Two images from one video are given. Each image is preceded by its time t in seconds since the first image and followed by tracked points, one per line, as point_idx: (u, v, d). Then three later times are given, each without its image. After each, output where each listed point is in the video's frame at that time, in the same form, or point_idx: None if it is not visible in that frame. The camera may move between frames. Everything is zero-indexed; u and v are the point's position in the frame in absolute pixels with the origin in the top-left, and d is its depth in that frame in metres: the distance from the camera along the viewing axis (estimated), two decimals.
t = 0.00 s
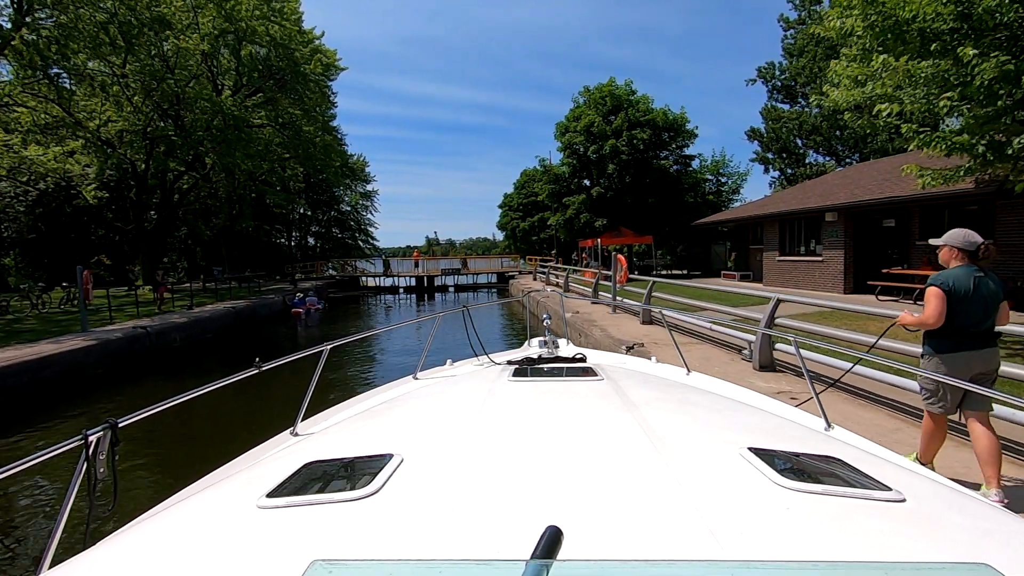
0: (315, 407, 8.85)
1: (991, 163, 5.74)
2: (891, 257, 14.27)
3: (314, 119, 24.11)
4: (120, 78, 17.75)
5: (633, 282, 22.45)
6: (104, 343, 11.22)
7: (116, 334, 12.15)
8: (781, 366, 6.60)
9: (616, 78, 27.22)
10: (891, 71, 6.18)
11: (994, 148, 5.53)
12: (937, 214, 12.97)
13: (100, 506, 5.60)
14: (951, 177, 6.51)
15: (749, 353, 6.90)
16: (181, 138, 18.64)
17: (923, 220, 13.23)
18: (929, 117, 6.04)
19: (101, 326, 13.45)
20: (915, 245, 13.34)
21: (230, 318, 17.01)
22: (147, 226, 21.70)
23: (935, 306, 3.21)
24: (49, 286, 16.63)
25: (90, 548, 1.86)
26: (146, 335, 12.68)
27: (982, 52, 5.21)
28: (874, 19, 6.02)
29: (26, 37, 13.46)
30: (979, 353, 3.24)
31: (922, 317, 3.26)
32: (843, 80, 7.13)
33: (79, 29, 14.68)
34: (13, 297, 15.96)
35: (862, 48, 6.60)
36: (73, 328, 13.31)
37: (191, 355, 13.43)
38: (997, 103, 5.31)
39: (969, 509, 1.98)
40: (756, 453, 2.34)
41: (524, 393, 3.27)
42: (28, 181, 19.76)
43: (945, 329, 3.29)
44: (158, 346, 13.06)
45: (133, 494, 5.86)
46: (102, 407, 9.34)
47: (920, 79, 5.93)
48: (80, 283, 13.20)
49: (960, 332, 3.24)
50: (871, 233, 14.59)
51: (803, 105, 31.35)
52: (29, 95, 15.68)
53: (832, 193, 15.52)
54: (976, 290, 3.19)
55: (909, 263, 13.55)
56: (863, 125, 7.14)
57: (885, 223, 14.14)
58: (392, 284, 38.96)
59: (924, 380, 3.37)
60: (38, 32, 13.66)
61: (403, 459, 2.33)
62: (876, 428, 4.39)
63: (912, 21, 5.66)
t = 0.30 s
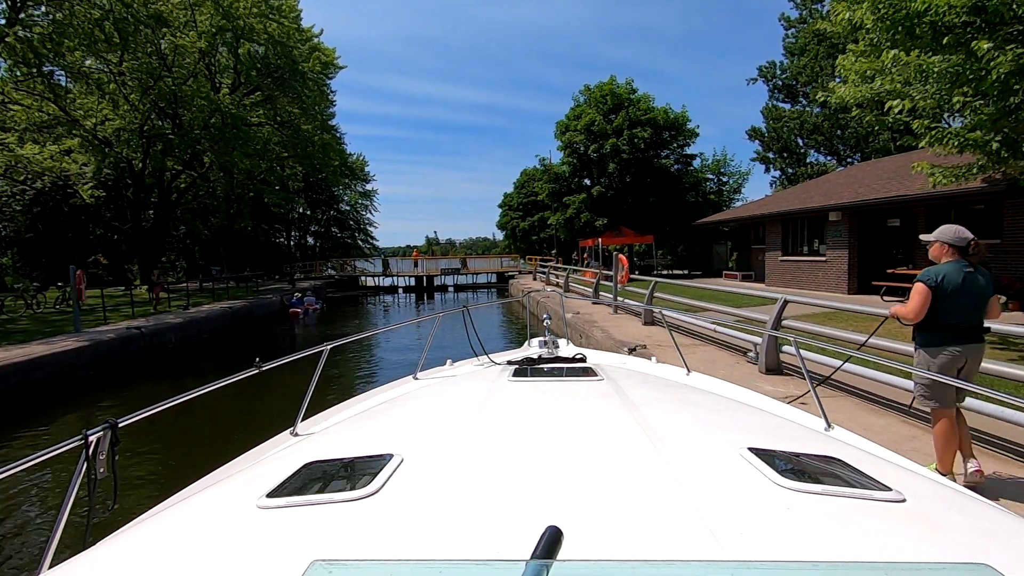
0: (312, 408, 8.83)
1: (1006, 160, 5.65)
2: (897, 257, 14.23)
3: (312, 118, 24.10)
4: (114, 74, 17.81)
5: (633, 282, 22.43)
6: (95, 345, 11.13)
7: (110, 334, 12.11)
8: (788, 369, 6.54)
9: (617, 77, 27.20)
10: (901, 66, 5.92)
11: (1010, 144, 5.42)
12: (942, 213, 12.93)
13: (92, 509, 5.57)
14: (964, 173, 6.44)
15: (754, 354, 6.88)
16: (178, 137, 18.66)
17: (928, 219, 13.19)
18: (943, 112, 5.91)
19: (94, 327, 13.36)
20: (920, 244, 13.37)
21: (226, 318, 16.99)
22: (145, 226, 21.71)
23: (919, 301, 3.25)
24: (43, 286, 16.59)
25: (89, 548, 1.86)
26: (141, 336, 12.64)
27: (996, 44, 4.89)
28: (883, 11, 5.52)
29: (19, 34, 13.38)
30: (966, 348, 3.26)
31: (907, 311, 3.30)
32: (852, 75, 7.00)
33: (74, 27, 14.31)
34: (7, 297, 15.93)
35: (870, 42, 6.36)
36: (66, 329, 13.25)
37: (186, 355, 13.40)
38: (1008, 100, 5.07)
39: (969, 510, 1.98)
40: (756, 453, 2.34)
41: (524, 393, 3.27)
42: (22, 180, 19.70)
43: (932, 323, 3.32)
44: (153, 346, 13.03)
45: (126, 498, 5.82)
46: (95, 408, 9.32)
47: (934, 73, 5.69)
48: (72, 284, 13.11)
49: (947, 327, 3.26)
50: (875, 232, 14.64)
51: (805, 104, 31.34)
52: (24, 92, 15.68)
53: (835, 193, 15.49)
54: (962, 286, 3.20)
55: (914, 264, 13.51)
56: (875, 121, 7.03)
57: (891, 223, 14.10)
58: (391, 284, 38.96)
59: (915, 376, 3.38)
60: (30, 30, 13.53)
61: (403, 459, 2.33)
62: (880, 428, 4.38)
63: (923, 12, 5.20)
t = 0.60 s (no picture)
0: (310, 409, 8.83)
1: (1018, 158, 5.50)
2: (901, 257, 14.19)
3: (312, 116, 24.07)
4: (112, 72, 17.52)
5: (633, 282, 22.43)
6: (87, 346, 11.03)
7: (103, 335, 12.06)
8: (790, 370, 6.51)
9: (617, 76, 27.20)
10: (912, 61, 5.77)
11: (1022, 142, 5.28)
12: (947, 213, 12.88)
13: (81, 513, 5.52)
14: (974, 172, 6.31)
15: (758, 356, 6.87)
16: (175, 136, 18.61)
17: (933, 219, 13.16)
18: (954, 109, 5.75)
19: (87, 328, 13.26)
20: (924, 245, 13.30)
21: (222, 319, 16.98)
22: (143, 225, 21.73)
23: (918, 302, 3.26)
24: (38, 286, 16.55)
25: (89, 549, 1.85)
26: (136, 337, 12.60)
27: (1011, 37, 4.67)
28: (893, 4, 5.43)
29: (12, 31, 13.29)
30: (962, 350, 3.27)
31: (905, 312, 3.31)
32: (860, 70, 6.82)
33: (69, 24, 14.44)
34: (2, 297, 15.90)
35: (879, 36, 6.17)
36: (59, 329, 13.19)
37: (181, 356, 13.39)
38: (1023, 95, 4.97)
39: (966, 508, 1.99)
40: (756, 453, 2.34)
41: (524, 393, 3.27)
42: (18, 178, 19.96)
43: (929, 325, 3.32)
44: (149, 347, 12.99)
45: (120, 501, 5.79)
46: (90, 410, 9.30)
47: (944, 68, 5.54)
48: (65, 284, 12.98)
49: (944, 329, 3.27)
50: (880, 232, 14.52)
51: (806, 103, 31.32)
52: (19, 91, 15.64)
53: (839, 193, 15.45)
54: (961, 288, 3.21)
55: (918, 264, 13.46)
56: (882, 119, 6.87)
57: (895, 222, 14.06)
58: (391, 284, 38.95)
59: (914, 377, 3.38)
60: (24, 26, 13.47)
61: (404, 459, 2.33)
62: (881, 429, 4.39)
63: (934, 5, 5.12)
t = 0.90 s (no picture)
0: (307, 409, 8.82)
1: None
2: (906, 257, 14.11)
3: (310, 116, 24.05)
4: (109, 70, 17.45)
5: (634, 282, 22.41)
6: (79, 348, 10.97)
7: (97, 337, 12.04)
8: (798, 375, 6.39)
9: (618, 75, 27.20)
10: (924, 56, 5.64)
11: None
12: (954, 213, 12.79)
13: (75, 515, 5.49)
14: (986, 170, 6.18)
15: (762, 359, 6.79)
16: (172, 135, 18.59)
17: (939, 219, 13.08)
18: (967, 104, 5.61)
19: (81, 329, 13.23)
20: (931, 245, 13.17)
21: (219, 320, 16.97)
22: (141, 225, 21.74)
23: (921, 301, 3.33)
24: (33, 287, 16.56)
25: (89, 548, 1.85)
26: (130, 339, 12.57)
27: None
28: None
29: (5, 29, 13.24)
30: (956, 346, 3.41)
31: (909, 311, 3.38)
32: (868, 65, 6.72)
33: (65, 21, 14.43)
34: None
35: (889, 30, 6.04)
36: (53, 330, 13.16)
37: (177, 358, 13.37)
38: None
39: (967, 509, 1.98)
40: (757, 453, 2.34)
41: (524, 393, 3.26)
42: (14, 178, 19.95)
43: (926, 322, 3.43)
44: (143, 348, 12.97)
45: (115, 502, 5.79)
46: (86, 412, 9.28)
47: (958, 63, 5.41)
48: (58, 284, 12.89)
49: (941, 326, 3.39)
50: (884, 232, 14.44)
51: (807, 103, 31.31)
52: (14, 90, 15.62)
53: (842, 192, 15.42)
54: (957, 285, 3.34)
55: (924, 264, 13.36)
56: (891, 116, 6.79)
57: (900, 222, 14.00)
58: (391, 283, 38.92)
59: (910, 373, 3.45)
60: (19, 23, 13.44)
61: (403, 459, 2.32)
62: (883, 429, 4.38)
63: None
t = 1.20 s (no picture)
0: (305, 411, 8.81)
1: None
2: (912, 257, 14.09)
3: (310, 115, 24.04)
4: (107, 70, 17.49)
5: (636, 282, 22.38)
6: (73, 350, 10.94)
7: (92, 338, 12.01)
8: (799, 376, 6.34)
9: (619, 74, 27.23)
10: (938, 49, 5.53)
11: None
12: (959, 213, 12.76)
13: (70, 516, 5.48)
14: (998, 167, 6.08)
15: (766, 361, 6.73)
16: (170, 134, 18.58)
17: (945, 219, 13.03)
18: (982, 99, 5.51)
19: (75, 331, 13.22)
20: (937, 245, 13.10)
21: (216, 321, 16.96)
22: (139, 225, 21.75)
23: (924, 302, 3.38)
24: (29, 287, 16.56)
25: (88, 548, 1.85)
26: (125, 340, 12.55)
27: None
28: None
29: None
30: (953, 347, 3.47)
31: (913, 313, 3.40)
32: (876, 62, 6.68)
33: (62, 20, 14.38)
34: None
35: (899, 25, 5.96)
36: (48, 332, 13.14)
37: (173, 359, 13.37)
38: None
39: (967, 508, 1.98)
40: (756, 453, 2.34)
41: (524, 393, 3.26)
42: (11, 178, 19.95)
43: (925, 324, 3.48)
44: (139, 350, 12.96)
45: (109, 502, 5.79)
46: (79, 415, 9.26)
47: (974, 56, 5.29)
48: (52, 284, 12.86)
49: (937, 327, 3.46)
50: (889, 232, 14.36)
51: (808, 103, 31.34)
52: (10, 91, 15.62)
53: (846, 192, 15.41)
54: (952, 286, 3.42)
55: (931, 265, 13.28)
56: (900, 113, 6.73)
57: (905, 221, 13.98)
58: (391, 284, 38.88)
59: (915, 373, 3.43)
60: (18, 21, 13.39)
61: (403, 459, 2.32)
62: (887, 429, 4.36)
63: None
